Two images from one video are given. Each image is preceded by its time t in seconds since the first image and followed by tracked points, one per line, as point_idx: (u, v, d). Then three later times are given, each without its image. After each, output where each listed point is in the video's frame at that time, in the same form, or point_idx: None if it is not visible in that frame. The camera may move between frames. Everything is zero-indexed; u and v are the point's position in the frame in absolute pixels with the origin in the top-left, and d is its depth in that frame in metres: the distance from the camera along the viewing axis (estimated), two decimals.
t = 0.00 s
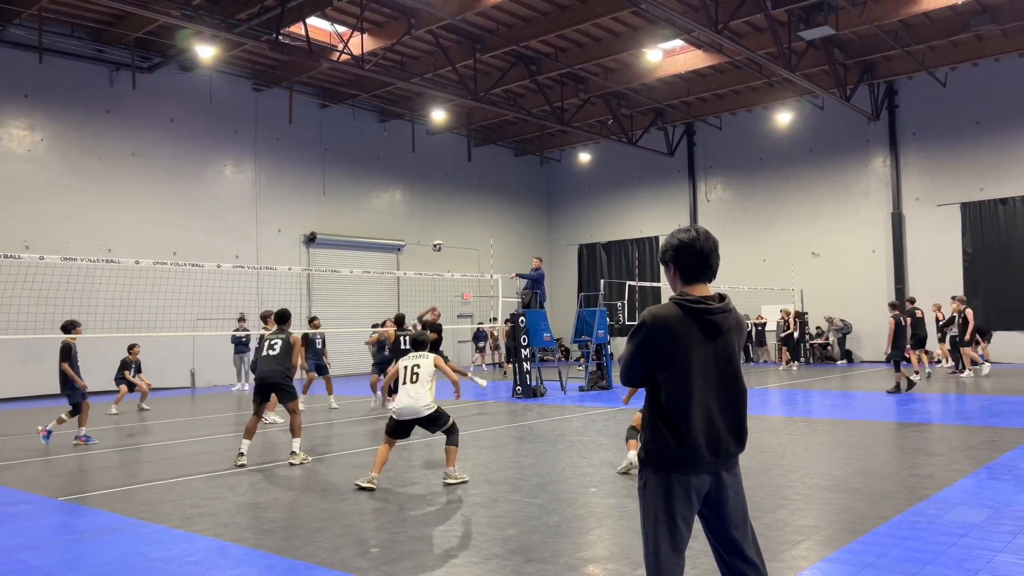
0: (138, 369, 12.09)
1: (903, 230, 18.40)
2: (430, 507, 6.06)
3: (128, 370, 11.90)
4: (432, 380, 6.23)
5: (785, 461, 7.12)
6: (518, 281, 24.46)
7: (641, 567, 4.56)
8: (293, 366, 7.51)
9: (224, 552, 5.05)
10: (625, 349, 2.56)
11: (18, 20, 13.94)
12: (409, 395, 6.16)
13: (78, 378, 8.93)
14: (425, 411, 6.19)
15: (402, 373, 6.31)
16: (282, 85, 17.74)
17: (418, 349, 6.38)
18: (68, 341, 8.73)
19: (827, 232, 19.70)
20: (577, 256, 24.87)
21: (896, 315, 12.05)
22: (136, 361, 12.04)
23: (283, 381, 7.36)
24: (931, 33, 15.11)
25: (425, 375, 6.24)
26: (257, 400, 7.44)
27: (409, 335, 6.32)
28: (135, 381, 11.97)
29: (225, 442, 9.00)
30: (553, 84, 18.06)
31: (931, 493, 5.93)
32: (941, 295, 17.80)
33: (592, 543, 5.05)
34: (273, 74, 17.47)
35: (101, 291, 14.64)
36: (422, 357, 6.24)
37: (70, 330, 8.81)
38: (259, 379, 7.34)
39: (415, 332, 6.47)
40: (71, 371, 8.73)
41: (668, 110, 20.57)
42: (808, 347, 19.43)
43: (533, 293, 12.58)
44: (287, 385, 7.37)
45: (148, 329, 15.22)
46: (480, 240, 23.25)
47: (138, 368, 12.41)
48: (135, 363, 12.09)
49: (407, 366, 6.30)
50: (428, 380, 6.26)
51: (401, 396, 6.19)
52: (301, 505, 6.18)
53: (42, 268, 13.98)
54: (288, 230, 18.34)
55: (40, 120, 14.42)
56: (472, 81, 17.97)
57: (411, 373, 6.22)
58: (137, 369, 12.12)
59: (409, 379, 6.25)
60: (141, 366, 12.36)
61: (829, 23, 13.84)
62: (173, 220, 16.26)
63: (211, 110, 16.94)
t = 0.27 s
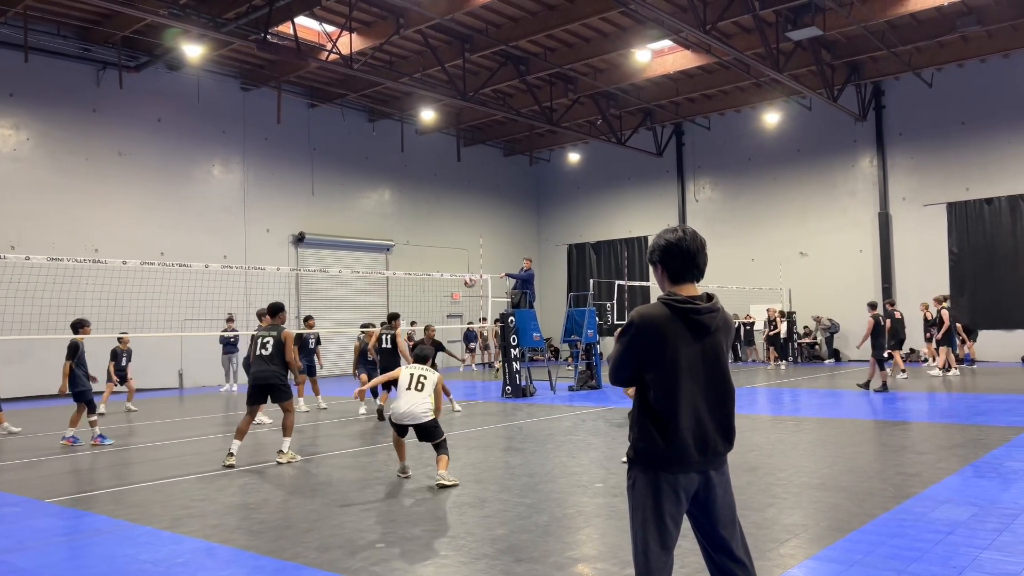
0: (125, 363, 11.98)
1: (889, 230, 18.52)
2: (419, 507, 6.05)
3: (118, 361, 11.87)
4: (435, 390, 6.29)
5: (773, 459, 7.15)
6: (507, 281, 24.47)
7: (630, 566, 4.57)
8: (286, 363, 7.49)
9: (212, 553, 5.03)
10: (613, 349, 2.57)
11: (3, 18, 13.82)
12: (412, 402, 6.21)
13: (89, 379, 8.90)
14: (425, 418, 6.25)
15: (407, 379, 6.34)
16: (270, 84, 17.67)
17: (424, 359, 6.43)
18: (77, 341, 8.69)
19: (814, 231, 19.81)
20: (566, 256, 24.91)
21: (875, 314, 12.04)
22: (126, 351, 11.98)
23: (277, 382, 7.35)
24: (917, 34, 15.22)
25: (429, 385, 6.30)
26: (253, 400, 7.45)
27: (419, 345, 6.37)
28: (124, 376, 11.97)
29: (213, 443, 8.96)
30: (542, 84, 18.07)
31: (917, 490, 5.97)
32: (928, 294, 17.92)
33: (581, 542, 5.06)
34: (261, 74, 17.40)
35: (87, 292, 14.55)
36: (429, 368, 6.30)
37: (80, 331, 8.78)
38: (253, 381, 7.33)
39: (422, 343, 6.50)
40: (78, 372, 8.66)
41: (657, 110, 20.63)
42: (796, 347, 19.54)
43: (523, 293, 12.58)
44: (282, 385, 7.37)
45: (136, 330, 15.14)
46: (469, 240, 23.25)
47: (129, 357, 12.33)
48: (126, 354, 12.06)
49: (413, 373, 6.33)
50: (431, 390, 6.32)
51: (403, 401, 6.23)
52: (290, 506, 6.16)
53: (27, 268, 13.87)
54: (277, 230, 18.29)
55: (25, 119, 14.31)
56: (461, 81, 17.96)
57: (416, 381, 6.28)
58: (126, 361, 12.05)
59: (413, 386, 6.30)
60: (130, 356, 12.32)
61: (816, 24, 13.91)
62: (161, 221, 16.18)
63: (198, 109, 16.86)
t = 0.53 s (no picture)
0: (110, 359, 11.83)
1: (876, 229, 18.62)
2: (407, 507, 6.05)
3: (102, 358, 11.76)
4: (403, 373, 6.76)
5: (760, 458, 7.19)
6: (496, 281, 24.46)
7: (617, 565, 4.58)
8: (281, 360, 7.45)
9: (198, 554, 5.01)
10: (599, 348, 2.57)
11: None
12: (389, 386, 6.62)
13: (93, 379, 8.91)
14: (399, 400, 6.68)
15: (377, 365, 6.74)
16: (257, 83, 17.59)
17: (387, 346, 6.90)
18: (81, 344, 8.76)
19: (802, 231, 19.89)
20: (555, 256, 24.93)
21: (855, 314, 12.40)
22: (109, 347, 11.87)
23: (270, 380, 7.33)
24: (902, 34, 15.31)
25: (399, 368, 6.77)
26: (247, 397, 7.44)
27: (383, 331, 6.87)
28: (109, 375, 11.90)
29: (201, 444, 8.93)
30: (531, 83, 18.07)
31: (902, 488, 6.02)
32: (915, 293, 18.03)
33: (568, 541, 5.07)
34: (248, 72, 17.33)
35: (74, 292, 14.47)
36: (398, 352, 6.79)
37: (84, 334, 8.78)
38: (246, 378, 7.31)
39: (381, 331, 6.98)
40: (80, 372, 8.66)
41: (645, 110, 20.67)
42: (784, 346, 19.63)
43: (511, 293, 12.58)
44: (275, 383, 7.35)
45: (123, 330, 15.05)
46: (458, 239, 23.23)
47: (115, 358, 12.24)
48: (111, 351, 11.96)
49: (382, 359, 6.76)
50: (400, 373, 6.78)
51: (380, 386, 6.62)
52: (277, 506, 6.14)
53: (13, 268, 13.78)
54: (265, 230, 18.22)
55: (10, 118, 14.20)
56: (450, 80, 17.94)
57: (388, 365, 6.71)
58: (110, 357, 11.91)
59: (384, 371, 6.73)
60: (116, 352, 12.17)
61: (803, 24, 13.97)
62: (149, 220, 16.10)
63: (185, 108, 16.77)
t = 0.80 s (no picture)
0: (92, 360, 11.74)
1: (869, 228, 18.68)
2: (401, 506, 6.05)
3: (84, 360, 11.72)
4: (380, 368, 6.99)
5: (753, 457, 7.20)
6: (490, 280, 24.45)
7: (610, 563, 4.59)
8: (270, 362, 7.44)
9: (190, 554, 5.00)
10: (592, 347, 2.57)
11: None
12: (364, 384, 6.87)
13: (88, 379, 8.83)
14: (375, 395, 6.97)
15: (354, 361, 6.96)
16: (249, 82, 17.52)
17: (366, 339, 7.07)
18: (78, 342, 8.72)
19: (795, 229, 19.93)
20: (548, 255, 24.93)
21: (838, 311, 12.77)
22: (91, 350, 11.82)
23: (261, 381, 7.32)
24: (894, 33, 15.34)
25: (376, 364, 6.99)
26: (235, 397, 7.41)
27: (361, 327, 7.01)
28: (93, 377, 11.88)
29: (193, 443, 8.90)
30: (524, 82, 18.07)
31: (894, 486, 6.04)
32: (908, 292, 18.10)
33: (561, 540, 5.07)
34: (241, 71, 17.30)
35: (66, 291, 14.41)
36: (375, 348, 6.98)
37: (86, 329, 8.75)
38: (235, 379, 7.29)
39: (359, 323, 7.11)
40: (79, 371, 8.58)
41: (638, 109, 20.70)
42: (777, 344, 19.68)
43: (505, 292, 12.56)
44: (265, 385, 7.32)
45: (115, 329, 15.00)
46: (452, 238, 23.22)
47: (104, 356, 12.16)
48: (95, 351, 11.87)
49: (359, 355, 6.97)
50: (377, 367, 7.01)
51: (357, 384, 6.88)
52: (270, 506, 6.13)
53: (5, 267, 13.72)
54: (257, 229, 18.18)
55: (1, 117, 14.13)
56: (443, 79, 17.92)
57: (365, 363, 6.92)
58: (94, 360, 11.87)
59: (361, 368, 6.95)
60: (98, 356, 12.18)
61: (795, 24, 14.00)
62: (141, 219, 16.06)
63: (177, 107, 16.72)
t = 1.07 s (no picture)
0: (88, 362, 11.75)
1: (867, 227, 18.69)
2: (400, 505, 6.04)
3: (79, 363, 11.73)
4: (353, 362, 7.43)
5: (752, 455, 7.19)
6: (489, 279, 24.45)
7: (610, 562, 4.59)
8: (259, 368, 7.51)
9: (190, 554, 4.99)
10: (592, 345, 2.57)
11: None
12: (341, 379, 7.35)
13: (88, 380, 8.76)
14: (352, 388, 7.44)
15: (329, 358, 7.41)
16: (248, 81, 17.49)
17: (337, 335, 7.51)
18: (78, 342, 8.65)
19: (794, 228, 19.94)
20: (547, 254, 24.93)
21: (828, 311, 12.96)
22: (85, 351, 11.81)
23: (252, 387, 7.37)
24: (893, 32, 15.35)
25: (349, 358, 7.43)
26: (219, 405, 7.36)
27: (331, 325, 7.46)
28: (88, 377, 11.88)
29: (192, 443, 8.89)
30: (523, 81, 18.07)
31: (893, 485, 6.04)
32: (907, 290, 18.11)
33: (560, 539, 5.07)
34: (239, 70, 17.29)
35: (65, 291, 14.40)
36: (346, 344, 7.42)
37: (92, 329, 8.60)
38: (226, 386, 7.27)
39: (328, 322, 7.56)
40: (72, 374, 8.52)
41: (637, 108, 20.70)
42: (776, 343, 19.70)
43: (504, 290, 12.55)
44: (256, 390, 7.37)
45: (114, 329, 14.99)
46: (451, 237, 23.22)
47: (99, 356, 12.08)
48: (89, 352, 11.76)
49: (333, 352, 7.40)
50: (350, 361, 7.45)
51: (333, 379, 7.36)
52: (269, 505, 6.13)
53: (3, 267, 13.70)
54: (256, 228, 18.17)
55: None
56: (442, 78, 17.91)
57: (338, 358, 7.38)
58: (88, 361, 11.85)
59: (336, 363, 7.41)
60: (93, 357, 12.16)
61: (794, 23, 14.00)
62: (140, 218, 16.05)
63: (175, 106, 16.70)
